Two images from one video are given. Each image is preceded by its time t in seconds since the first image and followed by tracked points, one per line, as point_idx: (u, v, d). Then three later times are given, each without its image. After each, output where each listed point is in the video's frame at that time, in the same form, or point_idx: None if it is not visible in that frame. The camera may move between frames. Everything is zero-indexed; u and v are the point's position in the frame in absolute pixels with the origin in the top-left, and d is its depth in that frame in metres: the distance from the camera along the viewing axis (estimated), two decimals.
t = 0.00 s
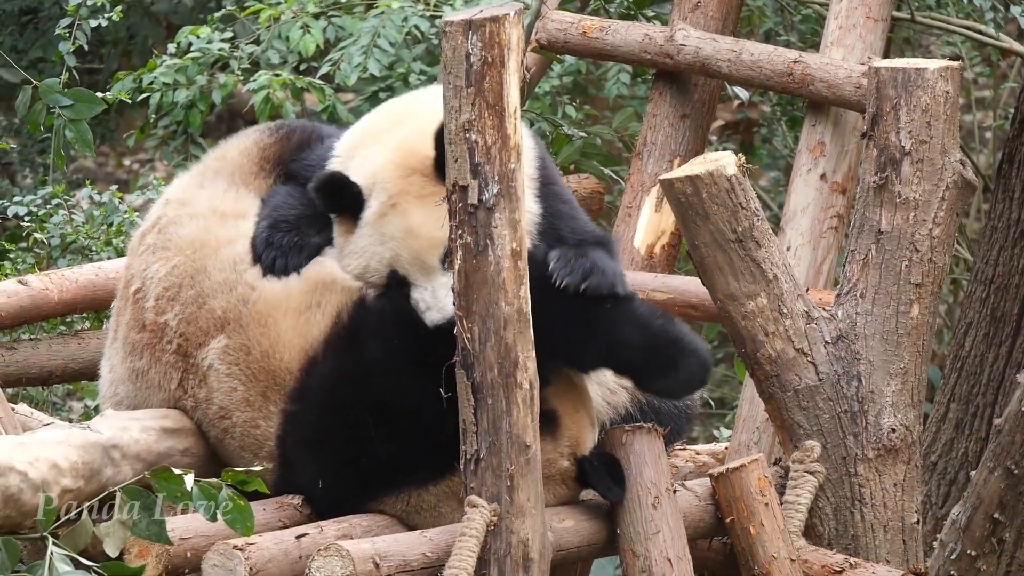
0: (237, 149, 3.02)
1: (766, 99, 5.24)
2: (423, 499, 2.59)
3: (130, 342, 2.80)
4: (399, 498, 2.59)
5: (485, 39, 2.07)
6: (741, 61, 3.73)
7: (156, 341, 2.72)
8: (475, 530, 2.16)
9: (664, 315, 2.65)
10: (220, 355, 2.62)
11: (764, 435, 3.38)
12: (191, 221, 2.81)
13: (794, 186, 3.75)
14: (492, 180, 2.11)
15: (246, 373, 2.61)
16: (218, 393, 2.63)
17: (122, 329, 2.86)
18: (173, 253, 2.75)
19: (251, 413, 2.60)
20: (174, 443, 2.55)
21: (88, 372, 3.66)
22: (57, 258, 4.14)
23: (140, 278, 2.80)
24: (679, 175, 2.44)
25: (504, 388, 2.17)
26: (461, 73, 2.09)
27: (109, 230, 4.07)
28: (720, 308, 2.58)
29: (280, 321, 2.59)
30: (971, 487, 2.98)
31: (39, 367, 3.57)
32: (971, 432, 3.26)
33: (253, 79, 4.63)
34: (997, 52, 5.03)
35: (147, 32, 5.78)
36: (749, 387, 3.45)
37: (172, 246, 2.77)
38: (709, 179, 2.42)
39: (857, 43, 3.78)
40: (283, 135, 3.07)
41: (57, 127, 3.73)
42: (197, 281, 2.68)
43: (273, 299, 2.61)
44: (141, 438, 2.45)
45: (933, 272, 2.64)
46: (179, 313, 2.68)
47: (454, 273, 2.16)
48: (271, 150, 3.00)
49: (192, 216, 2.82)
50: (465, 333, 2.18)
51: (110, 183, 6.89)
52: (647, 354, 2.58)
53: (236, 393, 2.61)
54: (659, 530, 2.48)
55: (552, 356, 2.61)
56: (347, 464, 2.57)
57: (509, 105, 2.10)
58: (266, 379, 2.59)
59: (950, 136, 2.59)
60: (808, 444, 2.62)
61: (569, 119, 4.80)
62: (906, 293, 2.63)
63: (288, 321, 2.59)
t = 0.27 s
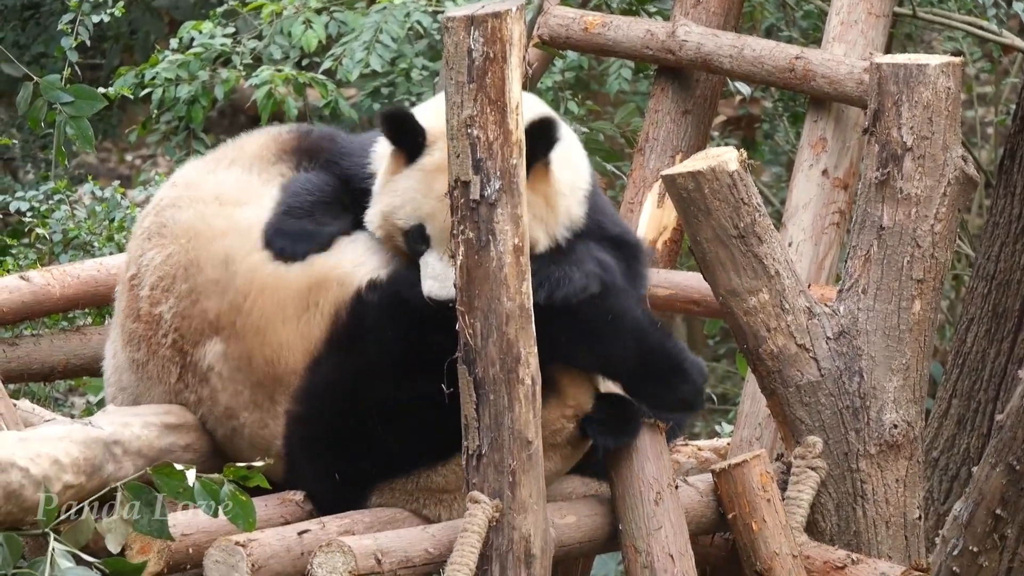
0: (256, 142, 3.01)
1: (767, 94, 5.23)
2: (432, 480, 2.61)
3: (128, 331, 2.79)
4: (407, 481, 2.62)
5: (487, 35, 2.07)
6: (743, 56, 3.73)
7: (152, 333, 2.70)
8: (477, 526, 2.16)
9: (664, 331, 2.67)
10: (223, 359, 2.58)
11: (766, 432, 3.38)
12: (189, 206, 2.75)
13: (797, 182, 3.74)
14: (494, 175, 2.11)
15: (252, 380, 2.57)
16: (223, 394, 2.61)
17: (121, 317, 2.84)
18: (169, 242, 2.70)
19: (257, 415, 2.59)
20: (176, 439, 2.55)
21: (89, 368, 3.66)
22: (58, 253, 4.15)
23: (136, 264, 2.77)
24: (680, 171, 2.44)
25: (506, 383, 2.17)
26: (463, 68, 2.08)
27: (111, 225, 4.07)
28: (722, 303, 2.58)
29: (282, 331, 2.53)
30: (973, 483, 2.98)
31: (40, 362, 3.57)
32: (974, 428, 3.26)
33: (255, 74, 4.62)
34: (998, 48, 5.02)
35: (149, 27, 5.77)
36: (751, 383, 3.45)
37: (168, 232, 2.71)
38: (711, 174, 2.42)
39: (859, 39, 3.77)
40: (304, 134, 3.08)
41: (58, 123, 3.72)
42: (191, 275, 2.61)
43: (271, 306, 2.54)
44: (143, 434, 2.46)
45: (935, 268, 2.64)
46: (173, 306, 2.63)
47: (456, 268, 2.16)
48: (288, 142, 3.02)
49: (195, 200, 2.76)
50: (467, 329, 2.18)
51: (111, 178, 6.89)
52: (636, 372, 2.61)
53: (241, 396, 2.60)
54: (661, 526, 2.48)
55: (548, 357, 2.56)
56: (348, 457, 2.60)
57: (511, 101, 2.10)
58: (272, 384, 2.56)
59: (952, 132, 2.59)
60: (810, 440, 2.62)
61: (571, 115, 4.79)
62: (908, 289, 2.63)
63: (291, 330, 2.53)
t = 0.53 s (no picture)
0: (252, 151, 3.21)
1: (769, 102, 5.24)
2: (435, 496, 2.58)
3: (117, 345, 2.81)
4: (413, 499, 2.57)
5: (488, 44, 2.07)
6: (744, 65, 3.73)
7: (140, 348, 2.73)
8: (480, 537, 2.15)
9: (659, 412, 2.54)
10: (218, 378, 2.61)
11: (769, 440, 3.37)
12: (167, 216, 2.84)
13: (799, 190, 3.74)
14: (496, 185, 2.11)
15: (250, 401, 2.60)
16: (222, 413, 2.62)
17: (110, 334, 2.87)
18: (149, 253, 2.77)
19: (259, 434, 2.60)
20: (177, 450, 2.55)
21: (91, 379, 3.66)
22: (60, 264, 4.15)
23: (119, 275, 2.82)
24: (682, 180, 2.44)
25: (508, 393, 2.16)
26: (464, 77, 2.09)
27: (112, 236, 4.08)
28: (724, 312, 2.58)
29: (277, 353, 2.59)
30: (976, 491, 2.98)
31: (42, 373, 3.57)
32: (977, 436, 3.26)
33: (256, 85, 4.63)
34: (999, 55, 5.03)
35: (151, 39, 5.78)
36: (754, 392, 3.44)
37: (149, 242, 2.79)
38: (713, 183, 2.42)
39: (860, 47, 3.78)
40: (302, 147, 3.30)
41: (60, 134, 3.73)
42: (177, 290, 2.68)
43: (264, 328, 2.60)
44: (145, 444, 2.45)
45: (937, 276, 2.64)
46: (159, 321, 2.68)
47: (459, 278, 2.17)
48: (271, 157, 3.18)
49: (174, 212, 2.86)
50: (469, 338, 2.18)
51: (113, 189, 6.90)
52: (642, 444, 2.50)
53: (241, 415, 2.61)
54: (664, 535, 2.48)
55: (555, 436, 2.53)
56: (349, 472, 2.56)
57: (513, 110, 2.10)
58: (272, 405, 2.58)
59: (953, 140, 2.59)
60: (812, 448, 2.61)
61: (573, 124, 4.80)
62: (910, 297, 2.63)
63: (290, 352, 2.59)
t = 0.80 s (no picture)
0: (245, 170, 3.30)
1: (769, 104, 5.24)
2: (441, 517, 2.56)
3: (117, 361, 2.81)
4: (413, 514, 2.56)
5: (489, 46, 2.07)
6: (745, 67, 3.74)
7: (146, 363, 2.74)
8: (482, 539, 2.15)
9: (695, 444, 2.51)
10: (227, 390, 2.64)
11: (770, 443, 3.37)
12: (169, 232, 2.87)
13: (800, 192, 3.74)
14: (497, 187, 2.11)
15: (257, 411, 2.63)
16: (226, 425, 2.64)
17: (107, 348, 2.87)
18: (150, 269, 2.79)
19: (265, 441, 2.63)
20: (178, 452, 2.55)
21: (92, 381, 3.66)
22: (61, 267, 4.15)
23: (117, 292, 2.83)
24: (683, 182, 2.44)
25: (510, 395, 2.17)
26: (465, 80, 2.09)
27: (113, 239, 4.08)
28: (725, 314, 2.58)
29: (289, 361, 2.64)
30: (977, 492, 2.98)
31: (43, 376, 3.57)
32: (978, 438, 3.26)
33: (257, 87, 4.64)
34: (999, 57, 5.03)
35: (152, 41, 5.79)
36: (755, 394, 3.44)
37: (151, 257, 2.81)
38: (714, 185, 2.43)
39: (860, 49, 3.78)
40: (293, 170, 3.39)
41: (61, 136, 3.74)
42: (186, 306, 2.71)
43: (277, 338, 2.66)
44: (146, 447, 2.46)
45: (938, 278, 2.64)
46: (168, 337, 2.70)
47: (460, 280, 2.17)
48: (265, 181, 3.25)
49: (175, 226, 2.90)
50: (471, 341, 2.18)
51: (114, 192, 6.91)
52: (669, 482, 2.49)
53: (246, 424, 2.63)
54: (666, 537, 2.47)
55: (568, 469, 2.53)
56: (350, 472, 2.57)
57: (514, 113, 2.11)
58: (281, 411, 2.62)
59: (953, 142, 2.59)
60: (813, 450, 2.62)
61: (573, 127, 4.80)
62: (912, 299, 2.63)
63: (303, 360, 2.64)
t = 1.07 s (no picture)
0: (231, 191, 3.40)
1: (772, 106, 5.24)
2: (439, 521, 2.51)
3: (118, 373, 2.80)
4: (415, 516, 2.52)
5: (492, 48, 2.07)
6: (748, 69, 3.74)
7: (150, 371, 2.73)
8: (485, 541, 2.15)
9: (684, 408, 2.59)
10: (227, 394, 2.65)
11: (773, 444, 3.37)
12: (161, 240, 2.86)
13: (803, 194, 3.74)
14: (500, 190, 2.11)
15: (257, 412, 2.64)
16: (228, 428, 2.65)
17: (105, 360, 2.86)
18: (145, 278, 2.78)
19: (266, 443, 2.63)
20: (181, 455, 2.55)
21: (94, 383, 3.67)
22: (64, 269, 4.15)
23: (112, 306, 2.81)
24: (686, 184, 2.44)
25: (512, 397, 2.17)
26: (468, 82, 2.09)
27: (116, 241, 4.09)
28: (728, 316, 2.57)
29: (288, 360, 2.65)
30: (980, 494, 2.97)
31: (46, 378, 3.58)
32: (981, 440, 3.25)
33: (259, 89, 4.64)
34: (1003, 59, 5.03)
35: (154, 43, 5.79)
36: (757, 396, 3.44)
37: (145, 265, 2.80)
38: (717, 186, 2.42)
39: (863, 51, 3.78)
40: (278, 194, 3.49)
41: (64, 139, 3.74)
42: (185, 310, 2.71)
43: (275, 339, 2.67)
44: (149, 449, 2.46)
45: (941, 280, 2.64)
46: (169, 343, 2.70)
47: (462, 282, 2.17)
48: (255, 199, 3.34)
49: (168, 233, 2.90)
50: (473, 343, 2.18)
51: (117, 194, 6.92)
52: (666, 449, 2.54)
53: (247, 427, 2.64)
54: (668, 539, 2.48)
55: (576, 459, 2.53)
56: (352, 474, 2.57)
57: (516, 114, 2.11)
58: (281, 413, 2.63)
59: (957, 144, 2.59)
60: (816, 452, 2.62)
61: (576, 128, 4.80)
62: (914, 301, 2.63)
63: (302, 359, 2.65)
